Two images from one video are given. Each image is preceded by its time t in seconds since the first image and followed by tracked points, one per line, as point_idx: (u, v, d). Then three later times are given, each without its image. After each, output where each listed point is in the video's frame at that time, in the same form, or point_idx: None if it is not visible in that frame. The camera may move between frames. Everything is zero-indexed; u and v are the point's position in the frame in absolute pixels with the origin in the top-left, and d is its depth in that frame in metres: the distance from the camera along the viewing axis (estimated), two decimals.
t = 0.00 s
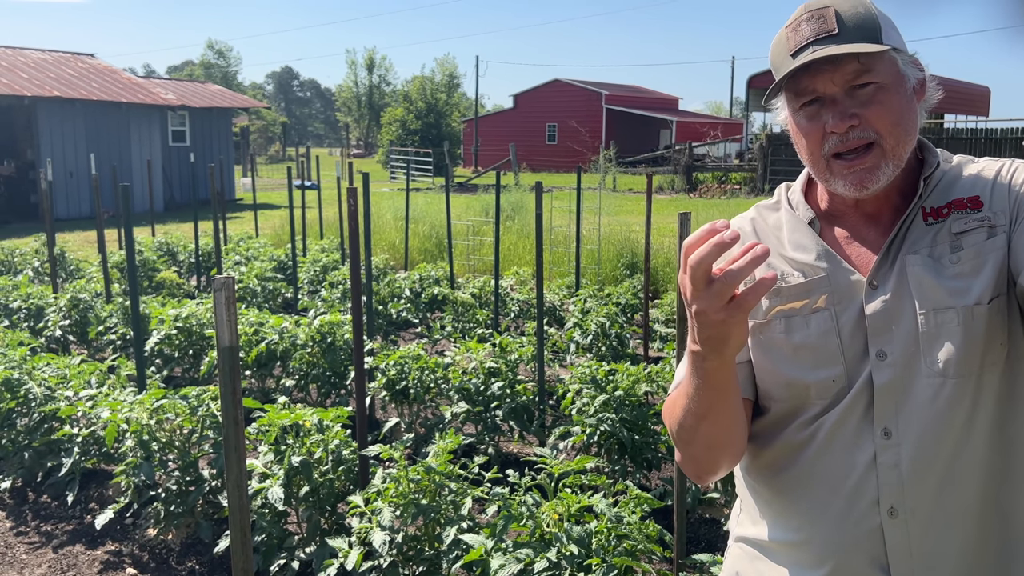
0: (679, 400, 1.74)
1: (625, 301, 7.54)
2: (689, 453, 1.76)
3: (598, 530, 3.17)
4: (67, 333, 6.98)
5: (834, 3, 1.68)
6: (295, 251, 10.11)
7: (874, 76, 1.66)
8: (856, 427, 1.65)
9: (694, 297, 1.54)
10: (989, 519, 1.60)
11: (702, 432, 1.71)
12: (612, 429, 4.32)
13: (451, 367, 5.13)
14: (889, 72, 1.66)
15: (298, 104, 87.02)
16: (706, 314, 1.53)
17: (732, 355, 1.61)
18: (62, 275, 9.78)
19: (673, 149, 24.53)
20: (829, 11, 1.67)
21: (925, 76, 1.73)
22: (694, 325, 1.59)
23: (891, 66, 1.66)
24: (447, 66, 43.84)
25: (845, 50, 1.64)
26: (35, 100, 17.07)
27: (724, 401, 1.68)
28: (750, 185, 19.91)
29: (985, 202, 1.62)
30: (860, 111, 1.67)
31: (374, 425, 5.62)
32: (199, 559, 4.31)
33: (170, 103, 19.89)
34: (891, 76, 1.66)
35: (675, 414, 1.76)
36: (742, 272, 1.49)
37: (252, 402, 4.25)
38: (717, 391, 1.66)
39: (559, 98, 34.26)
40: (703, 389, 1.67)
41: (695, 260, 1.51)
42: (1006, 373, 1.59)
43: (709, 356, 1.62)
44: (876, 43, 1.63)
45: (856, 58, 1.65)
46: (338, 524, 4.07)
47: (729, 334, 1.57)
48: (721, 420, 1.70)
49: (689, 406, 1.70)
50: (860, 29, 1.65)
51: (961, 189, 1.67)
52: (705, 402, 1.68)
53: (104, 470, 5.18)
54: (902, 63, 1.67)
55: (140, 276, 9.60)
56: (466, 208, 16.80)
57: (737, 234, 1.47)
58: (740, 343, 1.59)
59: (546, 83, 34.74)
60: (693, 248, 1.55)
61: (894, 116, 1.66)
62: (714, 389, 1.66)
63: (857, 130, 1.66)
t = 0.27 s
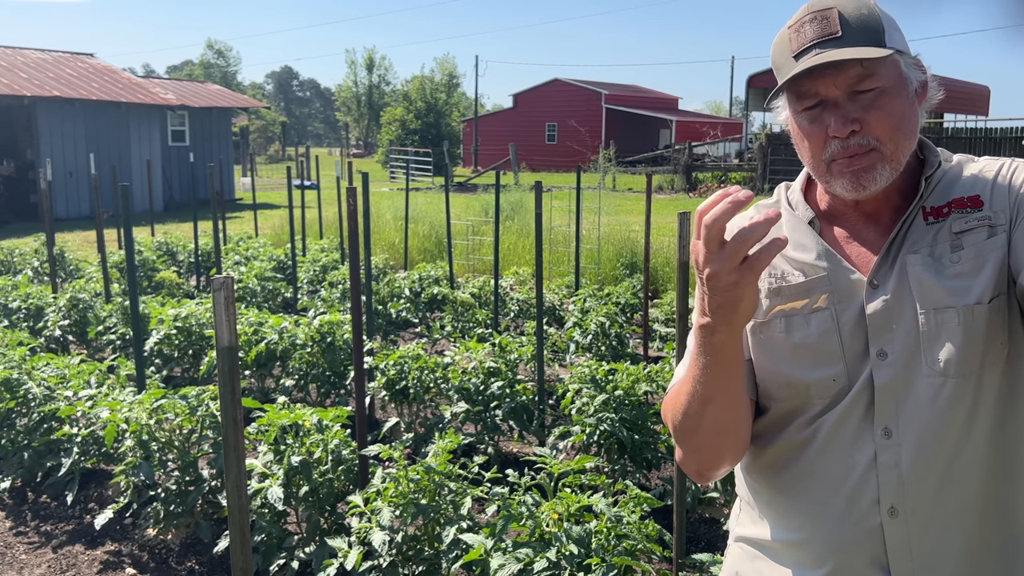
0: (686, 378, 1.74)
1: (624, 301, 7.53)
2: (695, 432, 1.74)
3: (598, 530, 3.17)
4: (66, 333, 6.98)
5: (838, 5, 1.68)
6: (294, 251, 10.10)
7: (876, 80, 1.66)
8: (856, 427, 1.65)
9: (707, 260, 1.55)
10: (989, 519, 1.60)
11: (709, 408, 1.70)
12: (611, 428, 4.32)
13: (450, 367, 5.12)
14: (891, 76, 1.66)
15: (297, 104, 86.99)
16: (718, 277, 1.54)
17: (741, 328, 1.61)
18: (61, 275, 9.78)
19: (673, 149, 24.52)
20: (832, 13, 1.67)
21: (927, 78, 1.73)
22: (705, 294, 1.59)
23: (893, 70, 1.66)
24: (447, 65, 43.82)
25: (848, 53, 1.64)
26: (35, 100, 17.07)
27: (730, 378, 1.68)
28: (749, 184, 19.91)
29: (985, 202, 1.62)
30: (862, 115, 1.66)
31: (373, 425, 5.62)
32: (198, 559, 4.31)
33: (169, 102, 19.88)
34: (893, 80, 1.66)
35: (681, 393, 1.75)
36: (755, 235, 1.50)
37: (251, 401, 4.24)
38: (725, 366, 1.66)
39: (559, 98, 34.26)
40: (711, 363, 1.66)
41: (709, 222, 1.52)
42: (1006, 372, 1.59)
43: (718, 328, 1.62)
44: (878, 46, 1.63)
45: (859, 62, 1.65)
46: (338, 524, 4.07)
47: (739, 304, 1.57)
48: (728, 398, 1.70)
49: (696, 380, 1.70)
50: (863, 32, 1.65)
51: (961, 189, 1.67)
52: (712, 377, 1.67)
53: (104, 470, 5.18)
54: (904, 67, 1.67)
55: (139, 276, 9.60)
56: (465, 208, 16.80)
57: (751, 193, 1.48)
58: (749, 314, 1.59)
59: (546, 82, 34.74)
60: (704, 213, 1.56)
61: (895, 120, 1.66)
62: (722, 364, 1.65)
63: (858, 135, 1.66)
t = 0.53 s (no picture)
0: (681, 416, 1.75)
1: (624, 300, 7.53)
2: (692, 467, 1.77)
3: (597, 529, 3.17)
4: (65, 332, 6.98)
5: (834, 3, 1.68)
6: (294, 250, 10.09)
7: (875, 78, 1.65)
8: (858, 427, 1.65)
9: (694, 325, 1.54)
10: (990, 520, 1.59)
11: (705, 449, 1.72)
12: (611, 428, 4.33)
13: (450, 366, 5.12)
14: (890, 73, 1.65)
15: (296, 104, 86.84)
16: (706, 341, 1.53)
17: (733, 377, 1.61)
18: (60, 275, 9.77)
19: (673, 148, 24.51)
20: (829, 11, 1.67)
21: (926, 75, 1.73)
22: (696, 349, 1.59)
23: (892, 67, 1.66)
24: (447, 65, 43.80)
25: (846, 51, 1.63)
26: (33, 100, 17.04)
27: (727, 416, 1.68)
28: (749, 184, 19.90)
29: (987, 200, 1.62)
30: (862, 113, 1.66)
31: (373, 424, 5.62)
32: (198, 558, 4.31)
33: (168, 102, 19.86)
34: (892, 77, 1.66)
35: (678, 430, 1.76)
36: (743, 302, 1.48)
37: (250, 401, 4.24)
38: (719, 408, 1.67)
39: (558, 98, 34.25)
40: (706, 406, 1.67)
41: (693, 292, 1.50)
42: (1008, 372, 1.59)
43: (711, 378, 1.62)
44: (877, 44, 1.63)
45: (857, 60, 1.65)
46: (337, 524, 4.07)
47: (730, 358, 1.57)
48: (724, 436, 1.70)
49: (691, 424, 1.71)
50: (861, 30, 1.64)
51: (962, 187, 1.67)
52: (707, 419, 1.68)
53: (103, 469, 5.17)
54: (902, 64, 1.67)
55: (138, 276, 9.59)
56: (465, 208, 16.79)
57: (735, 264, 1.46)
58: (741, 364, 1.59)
59: (545, 82, 34.73)
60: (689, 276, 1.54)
61: (895, 118, 1.66)
62: (716, 406, 1.66)
63: (858, 133, 1.66)
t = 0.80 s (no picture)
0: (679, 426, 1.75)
1: (623, 300, 7.53)
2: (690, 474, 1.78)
3: (597, 528, 3.16)
4: (64, 332, 6.97)
5: (833, 2, 1.68)
6: (293, 250, 10.09)
7: (874, 75, 1.65)
8: (859, 427, 1.65)
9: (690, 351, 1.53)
10: (990, 520, 1.59)
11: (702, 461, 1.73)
12: (610, 427, 4.33)
13: (449, 365, 5.11)
14: (888, 71, 1.65)
15: (295, 103, 86.77)
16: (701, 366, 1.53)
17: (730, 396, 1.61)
18: (59, 275, 9.76)
19: (672, 148, 24.50)
20: (827, 9, 1.67)
21: (925, 73, 1.73)
22: (693, 370, 1.58)
23: (891, 65, 1.65)
24: (446, 65, 43.79)
25: (844, 50, 1.63)
26: (32, 99, 17.03)
27: (725, 429, 1.68)
28: (748, 183, 19.90)
29: (987, 199, 1.62)
30: (861, 112, 1.66)
31: (372, 424, 5.62)
32: (197, 558, 4.31)
33: (167, 102, 19.85)
34: (891, 75, 1.66)
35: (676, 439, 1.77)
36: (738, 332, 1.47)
37: (249, 401, 4.24)
38: (717, 423, 1.67)
39: (558, 97, 34.24)
40: (703, 421, 1.67)
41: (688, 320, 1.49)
42: (1009, 371, 1.58)
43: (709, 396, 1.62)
44: (875, 42, 1.63)
45: (856, 58, 1.64)
46: (337, 523, 4.07)
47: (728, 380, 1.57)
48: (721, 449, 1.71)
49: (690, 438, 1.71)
50: (859, 28, 1.64)
51: (961, 186, 1.66)
52: (705, 433, 1.68)
53: (102, 469, 5.17)
54: (901, 62, 1.67)
55: (137, 276, 9.58)
56: (464, 208, 16.79)
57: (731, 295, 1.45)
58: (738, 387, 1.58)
59: (544, 82, 34.72)
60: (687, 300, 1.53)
61: (894, 116, 1.65)
62: (714, 422, 1.66)
63: (857, 132, 1.66)
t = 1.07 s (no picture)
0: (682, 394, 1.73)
1: (622, 300, 7.53)
2: (693, 444, 1.74)
3: (596, 528, 3.16)
4: (62, 332, 6.96)
5: (831, 2, 1.68)
6: (292, 250, 10.08)
7: (873, 75, 1.65)
8: (859, 425, 1.64)
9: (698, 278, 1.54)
10: (993, 520, 1.59)
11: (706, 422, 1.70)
12: (609, 427, 4.32)
13: (448, 365, 5.10)
14: (887, 70, 1.65)
15: (294, 103, 86.72)
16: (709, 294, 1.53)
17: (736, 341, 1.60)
18: (57, 274, 9.75)
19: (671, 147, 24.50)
20: (825, 9, 1.67)
21: (923, 72, 1.72)
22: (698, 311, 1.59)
23: (889, 64, 1.65)
24: (445, 65, 43.79)
25: (843, 48, 1.63)
26: (30, 99, 17.00)
27: (727, 389, 1.67)
28: (747, 183, 19.91)
29: (987, 198, 1.62)
30: (860, 110, 1.66)
31: (370, 424, 5.62)
32: (196, 558, 4.30)
33: (166, 102, 19.83)
34: (890, 74, 1.65)
35: (677, 412, 1.75)
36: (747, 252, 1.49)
37: (248, 401, 4.24)
38: (720, 377, 1.65)
39: (557, 97, 34.23)
40: (706, 377, 1.66)
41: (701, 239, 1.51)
42: (1010, 369, 1.58)
43: (714, 342, 1.61)
44: (874, 40, 1.63)
45: (855, 57, 1.64)
46: (335, 523, 4.07)
47: (734, 317, 1.56)
48: (724, 408, 1.69)
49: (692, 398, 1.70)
50: (858, 27, 1.64)
51: (961, 185, 1.66)
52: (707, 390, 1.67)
53: (101, 469, 5.16)
54: (900, 61, 1.66)
55: (135, 276, 9.56)
56: (463, 208, 16.78)
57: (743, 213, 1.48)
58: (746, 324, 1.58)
59: (543, 81, 34.71)
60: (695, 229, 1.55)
61: (893, 114, 1.65)
62: (718, 376, 1.65)
63: (857, 130, 1.66)
